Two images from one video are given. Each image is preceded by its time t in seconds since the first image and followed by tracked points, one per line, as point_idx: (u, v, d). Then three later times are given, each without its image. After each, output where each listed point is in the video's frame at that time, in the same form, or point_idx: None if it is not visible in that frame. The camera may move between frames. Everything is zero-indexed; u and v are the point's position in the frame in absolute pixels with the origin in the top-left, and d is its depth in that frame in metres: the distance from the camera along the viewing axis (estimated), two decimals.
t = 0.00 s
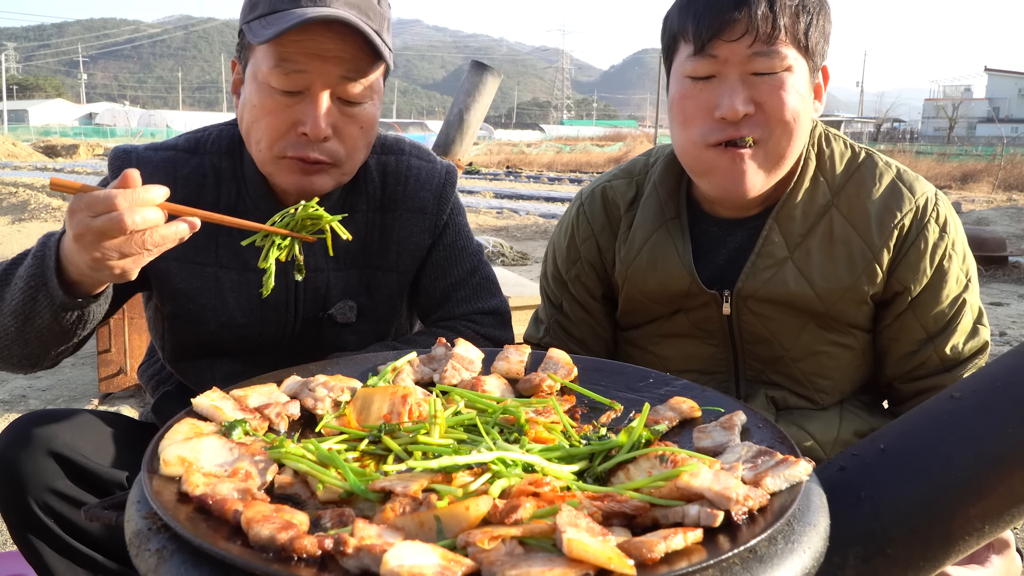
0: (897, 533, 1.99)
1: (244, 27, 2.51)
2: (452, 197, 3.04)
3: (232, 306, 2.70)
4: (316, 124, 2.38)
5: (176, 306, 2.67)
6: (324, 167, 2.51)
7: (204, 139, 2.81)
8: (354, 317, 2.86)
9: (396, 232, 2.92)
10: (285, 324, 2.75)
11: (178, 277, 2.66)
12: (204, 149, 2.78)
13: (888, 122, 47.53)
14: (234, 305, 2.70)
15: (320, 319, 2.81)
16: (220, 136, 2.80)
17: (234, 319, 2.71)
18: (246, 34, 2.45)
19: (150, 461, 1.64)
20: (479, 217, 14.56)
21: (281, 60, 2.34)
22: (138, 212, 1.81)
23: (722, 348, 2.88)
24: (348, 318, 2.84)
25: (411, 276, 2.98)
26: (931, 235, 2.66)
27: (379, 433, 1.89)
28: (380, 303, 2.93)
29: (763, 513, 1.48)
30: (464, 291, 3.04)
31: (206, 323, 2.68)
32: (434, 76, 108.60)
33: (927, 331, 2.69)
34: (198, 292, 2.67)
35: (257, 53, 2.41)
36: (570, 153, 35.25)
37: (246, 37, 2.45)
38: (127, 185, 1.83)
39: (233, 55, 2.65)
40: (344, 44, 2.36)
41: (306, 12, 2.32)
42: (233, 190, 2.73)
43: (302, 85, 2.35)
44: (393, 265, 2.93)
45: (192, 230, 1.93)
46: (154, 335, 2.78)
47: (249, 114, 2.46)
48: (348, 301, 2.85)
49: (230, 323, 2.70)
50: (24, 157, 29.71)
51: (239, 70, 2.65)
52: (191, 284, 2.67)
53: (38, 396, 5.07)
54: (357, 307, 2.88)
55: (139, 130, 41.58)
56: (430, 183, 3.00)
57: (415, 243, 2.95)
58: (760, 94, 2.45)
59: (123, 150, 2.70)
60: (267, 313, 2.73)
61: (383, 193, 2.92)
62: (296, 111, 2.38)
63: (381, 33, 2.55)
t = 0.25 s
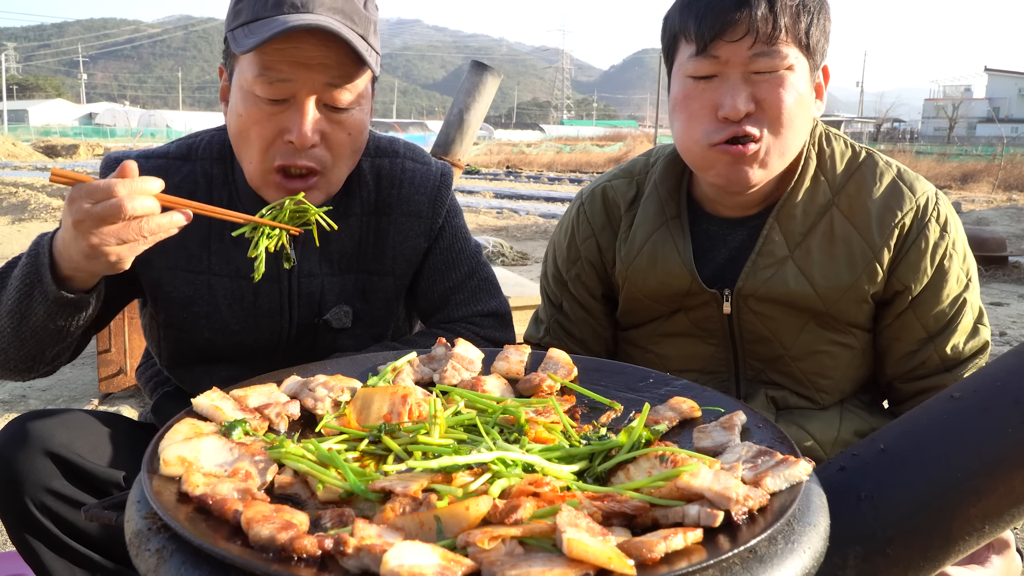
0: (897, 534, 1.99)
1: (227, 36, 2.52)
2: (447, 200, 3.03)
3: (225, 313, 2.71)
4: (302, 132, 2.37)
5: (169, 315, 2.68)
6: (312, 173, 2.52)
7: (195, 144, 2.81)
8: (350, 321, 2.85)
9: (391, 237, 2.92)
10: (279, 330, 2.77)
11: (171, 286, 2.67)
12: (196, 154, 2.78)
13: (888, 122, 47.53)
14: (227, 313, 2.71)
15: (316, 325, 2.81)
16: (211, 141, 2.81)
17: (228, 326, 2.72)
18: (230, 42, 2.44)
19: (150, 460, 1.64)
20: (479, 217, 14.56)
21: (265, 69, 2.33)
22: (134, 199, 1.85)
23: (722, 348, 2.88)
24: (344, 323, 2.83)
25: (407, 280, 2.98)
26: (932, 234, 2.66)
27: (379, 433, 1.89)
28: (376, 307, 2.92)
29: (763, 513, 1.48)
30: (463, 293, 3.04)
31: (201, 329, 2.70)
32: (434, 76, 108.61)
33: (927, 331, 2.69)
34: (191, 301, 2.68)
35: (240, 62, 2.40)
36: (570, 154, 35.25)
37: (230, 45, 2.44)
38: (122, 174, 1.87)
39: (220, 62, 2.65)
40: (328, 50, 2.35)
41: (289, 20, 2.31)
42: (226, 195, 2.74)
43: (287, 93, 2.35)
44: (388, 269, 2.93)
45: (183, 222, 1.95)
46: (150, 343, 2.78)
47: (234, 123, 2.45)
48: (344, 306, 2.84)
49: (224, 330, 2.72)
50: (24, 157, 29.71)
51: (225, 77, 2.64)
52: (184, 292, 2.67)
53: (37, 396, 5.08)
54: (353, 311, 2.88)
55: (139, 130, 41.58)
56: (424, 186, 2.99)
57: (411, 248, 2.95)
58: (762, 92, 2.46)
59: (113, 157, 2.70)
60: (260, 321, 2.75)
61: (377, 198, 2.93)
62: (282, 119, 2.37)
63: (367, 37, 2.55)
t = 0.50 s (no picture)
0: (897, 534, 1.99)
1: (219, 41, 2.50)
2: (446, 202, 3.02)
3: (221, 320, 2.71)
4: (296, 135, 2.37)
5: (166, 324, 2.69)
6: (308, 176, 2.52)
7: (187, 150, 2.82)
8: (348, 326, 2.85)
9: (390, 241, 2.92)
10: (277, 335, 2.76)
11: (166, 296, 2.67)
12: (189, 160, 2.79)
13: (888, 122, 47.53)
14: (224, 321, 2.71)
15: (313, 330, 2.81)
16: (203, 146, 2.82)
17: (225, 333, 2.72)
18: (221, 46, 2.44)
19: (150, 460, 1.64)
20: (480, 217, 14.56)
21: (258, 71, 2.33)
22: (140, 177, 1.90)
23: (722, 347, 2.88)
24: (342, 328, 2.82)
25: (407, 284, 2.98)
26: (932, 234, 2.66)
27: (379, 433, 1.89)
28: (376, 312, 2.93)
29: (763, 513, 1.48)
30: (463, 296, 3.04)
31: (198, 336, 2.70)
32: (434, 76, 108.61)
33: (927, 330, 2.69)
34: (186, 309, 2.68)
35: (234, 65, 2.40)
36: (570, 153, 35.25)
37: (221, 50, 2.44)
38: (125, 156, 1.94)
39: (211, 66, 2.63)
40: (321, 50, 2.35)
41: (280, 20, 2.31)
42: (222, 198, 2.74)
43: (281, 95, 2.35)
44: (387, 273, 2.92)
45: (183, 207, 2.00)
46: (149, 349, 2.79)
47: (227, 128, 2.43)
48: (342, 311, 2.83)
49: (221, 337, 2.72)
50: (24, 157, 29.72)
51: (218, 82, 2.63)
52: (178, 301, 2.68)
53: (37, 396, 5.08)
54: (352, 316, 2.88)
55: (140, 130, 41.58)
56: (422, 189, 2.99)
57: (410, 252, 2.95)
58: (763, 84, 2.45)
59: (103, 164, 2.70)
60: (258, 327, 2.74)
61: (375, 201, 2.92)
62: (277, 122, 2.37)
63: (361, 37, 2.55)
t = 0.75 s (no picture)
0: (897, 534, 1.99)
1: (222, 53, 2.49)
2: (448, 206, 3.03)
3: (223, 327, 2.72)
4: (298, 157, 2.36)
5: (167, 331, 2.69)
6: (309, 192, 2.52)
7: (187, 155, 2.82)
8: (350, 333, 2.86)
9: (394, 246, 2.92)
10: (278, 341, 2.76)
11: (166, 303, 2.67)
12: (187, 166, 2.79)
13: (888, 122, 47.53)
14: (225, 327, 2.72)
15: (316, 336, 2.81)
16: (202, 151, 2.82)
17: (226, 340, 2.73)
18: (225, 63, 2.43)
19: (150, 460, 1.64)
20: (479, 217, 14.56)
21: (261, 91, 2.31)
22: (145, 179, 1.91)
23: (722, 347, 2.88)
24: (344, 334, 2.84)
25: (409, 289, 2.98)
26: (931, 232, 2.66)
27: (379, 433, 1.89)
28: (378, 316, 2.93)
29: (763, 513, 1.48)
30: (464, 298, 3.04)
31: (199, 344, 2.71)
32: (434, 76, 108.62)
33: (926, 329, 2.69)
34: (187, 316, 2.69)
35: (236, 81, 2.39)
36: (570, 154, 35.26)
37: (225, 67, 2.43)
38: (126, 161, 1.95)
39: (213, 82, 2.63)
40: (326, 71, 2.33)
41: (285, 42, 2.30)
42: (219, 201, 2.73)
43: (284, 116, 2.33)
44: (391, 278, 2.93)
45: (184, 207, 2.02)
46: (148, 353, 2.77)
47: (229, 142, 2.44)
48: (344, 317, 2.84)
49: (221, 344, 2.72)
50: (24, 157, 29.72)
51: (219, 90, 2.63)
52: (179, 308, 2.68)
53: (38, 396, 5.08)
54: (353, 322, 2.88)
55: (140, 130, 41.58)
56: (426, 194, 2.99)
57: (414, 256, 2.95)
58: (758, 93, 2.45)
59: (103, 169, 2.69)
60: (260, 334, 2.75)
61: (380, 207, 2.91)
62: (279, 141, 2.37)
63: (366, 56, 2.55)
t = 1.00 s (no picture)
0: (896, 534, 1.99)
1: (234, 49, 2.51)
2: (451, 209, 3.04)
3: (226, 330, 2.72)
4: (287, 159, 2.33)
5: (169, 334, 2.69)
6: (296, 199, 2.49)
7: (193, 155, 2.83)
8: (352, 335, 2.86)
9: (398, 248, 2.93)
10: (281, 342, 2.77)
11: (170, 305, 2.66)
12: (193, 165, 2.80)
13: (888, 122, 47.53)
14: (228, 330, 2.72)
15: (318, 338, 2.81)
16: (208, 152, 2.83)
17: (229, 343, 2.72)
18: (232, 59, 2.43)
19: (150, 460, 1.64)
20: (479, 217, 14.56)
21: (261, 90, 2.30)
22: (167, 208, 1.86)
23: (722, 347, 2.88)
24: (346, 337, 2.83)
25: (412, 291, 2.99)
26: (929, 231, 2.66)
27: (379, 433, 1.89)
28: (380, 318, 2.93)
29: (763, 513, 1.48)
30: (465, 299, 3.05)
31: (202, 347, 2.71)
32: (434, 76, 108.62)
33: (925, 329, 2.69)
34: (190, 318, 2.68)
35: (242, 79, 2.40)
36: (570, 154, 35.26)
37: (232, 63, 2.43)
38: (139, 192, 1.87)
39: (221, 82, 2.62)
40: (327, 79, 2.32)
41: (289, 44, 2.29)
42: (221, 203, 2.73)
43: (279, 118, 2.32)
44: (394, 280, 2.93)
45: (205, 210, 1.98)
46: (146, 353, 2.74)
47: (228, 137, 2.44)
48: (346, 320, 2.84)
49: (225, 347, 2.72)
50: (24, 157, 29.72)
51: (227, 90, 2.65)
52: (182, 310, 2.67)
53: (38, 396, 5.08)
54: (356, 324, 2.88)
55: (140, 130, 41.56)
56: (431, 196, 2.99)
57: (418, 259, 2.95)
58: (750, 95, 2.46)
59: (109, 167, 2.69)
60: (263, 336, 2.75)
61: (384, 210, 2.91)
62: (273, 142, 2.35)
63: (372, 67, 2.55)
